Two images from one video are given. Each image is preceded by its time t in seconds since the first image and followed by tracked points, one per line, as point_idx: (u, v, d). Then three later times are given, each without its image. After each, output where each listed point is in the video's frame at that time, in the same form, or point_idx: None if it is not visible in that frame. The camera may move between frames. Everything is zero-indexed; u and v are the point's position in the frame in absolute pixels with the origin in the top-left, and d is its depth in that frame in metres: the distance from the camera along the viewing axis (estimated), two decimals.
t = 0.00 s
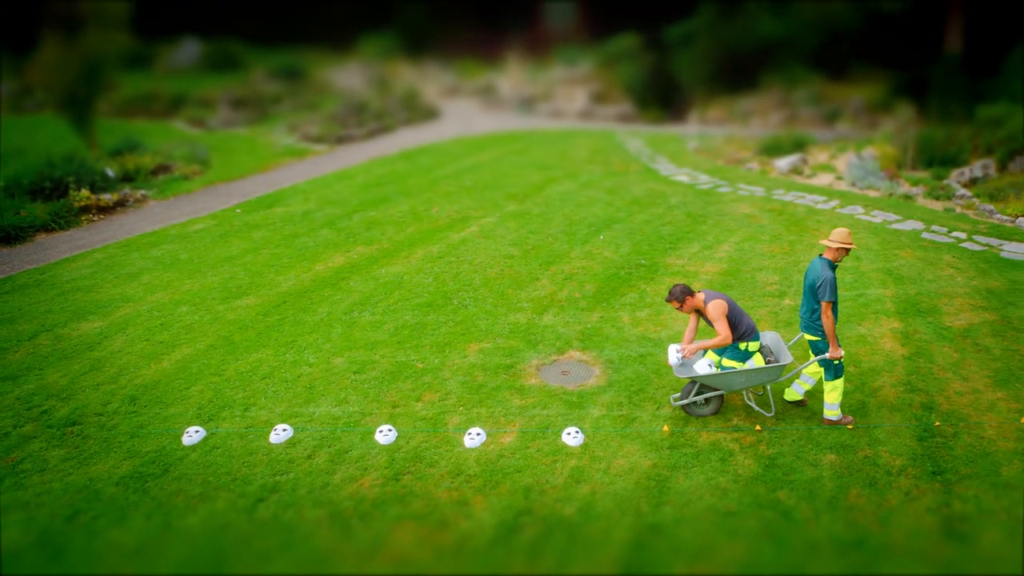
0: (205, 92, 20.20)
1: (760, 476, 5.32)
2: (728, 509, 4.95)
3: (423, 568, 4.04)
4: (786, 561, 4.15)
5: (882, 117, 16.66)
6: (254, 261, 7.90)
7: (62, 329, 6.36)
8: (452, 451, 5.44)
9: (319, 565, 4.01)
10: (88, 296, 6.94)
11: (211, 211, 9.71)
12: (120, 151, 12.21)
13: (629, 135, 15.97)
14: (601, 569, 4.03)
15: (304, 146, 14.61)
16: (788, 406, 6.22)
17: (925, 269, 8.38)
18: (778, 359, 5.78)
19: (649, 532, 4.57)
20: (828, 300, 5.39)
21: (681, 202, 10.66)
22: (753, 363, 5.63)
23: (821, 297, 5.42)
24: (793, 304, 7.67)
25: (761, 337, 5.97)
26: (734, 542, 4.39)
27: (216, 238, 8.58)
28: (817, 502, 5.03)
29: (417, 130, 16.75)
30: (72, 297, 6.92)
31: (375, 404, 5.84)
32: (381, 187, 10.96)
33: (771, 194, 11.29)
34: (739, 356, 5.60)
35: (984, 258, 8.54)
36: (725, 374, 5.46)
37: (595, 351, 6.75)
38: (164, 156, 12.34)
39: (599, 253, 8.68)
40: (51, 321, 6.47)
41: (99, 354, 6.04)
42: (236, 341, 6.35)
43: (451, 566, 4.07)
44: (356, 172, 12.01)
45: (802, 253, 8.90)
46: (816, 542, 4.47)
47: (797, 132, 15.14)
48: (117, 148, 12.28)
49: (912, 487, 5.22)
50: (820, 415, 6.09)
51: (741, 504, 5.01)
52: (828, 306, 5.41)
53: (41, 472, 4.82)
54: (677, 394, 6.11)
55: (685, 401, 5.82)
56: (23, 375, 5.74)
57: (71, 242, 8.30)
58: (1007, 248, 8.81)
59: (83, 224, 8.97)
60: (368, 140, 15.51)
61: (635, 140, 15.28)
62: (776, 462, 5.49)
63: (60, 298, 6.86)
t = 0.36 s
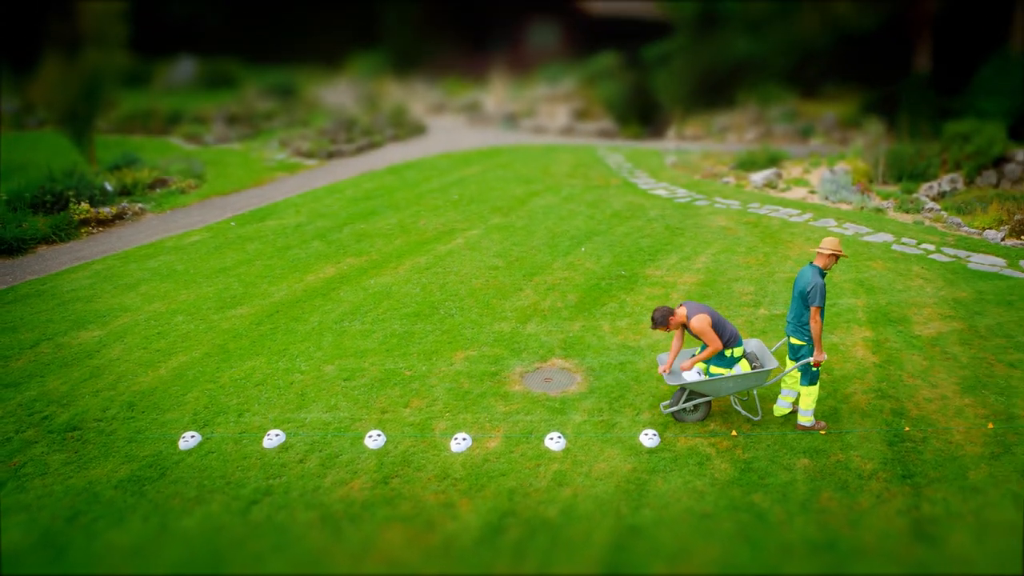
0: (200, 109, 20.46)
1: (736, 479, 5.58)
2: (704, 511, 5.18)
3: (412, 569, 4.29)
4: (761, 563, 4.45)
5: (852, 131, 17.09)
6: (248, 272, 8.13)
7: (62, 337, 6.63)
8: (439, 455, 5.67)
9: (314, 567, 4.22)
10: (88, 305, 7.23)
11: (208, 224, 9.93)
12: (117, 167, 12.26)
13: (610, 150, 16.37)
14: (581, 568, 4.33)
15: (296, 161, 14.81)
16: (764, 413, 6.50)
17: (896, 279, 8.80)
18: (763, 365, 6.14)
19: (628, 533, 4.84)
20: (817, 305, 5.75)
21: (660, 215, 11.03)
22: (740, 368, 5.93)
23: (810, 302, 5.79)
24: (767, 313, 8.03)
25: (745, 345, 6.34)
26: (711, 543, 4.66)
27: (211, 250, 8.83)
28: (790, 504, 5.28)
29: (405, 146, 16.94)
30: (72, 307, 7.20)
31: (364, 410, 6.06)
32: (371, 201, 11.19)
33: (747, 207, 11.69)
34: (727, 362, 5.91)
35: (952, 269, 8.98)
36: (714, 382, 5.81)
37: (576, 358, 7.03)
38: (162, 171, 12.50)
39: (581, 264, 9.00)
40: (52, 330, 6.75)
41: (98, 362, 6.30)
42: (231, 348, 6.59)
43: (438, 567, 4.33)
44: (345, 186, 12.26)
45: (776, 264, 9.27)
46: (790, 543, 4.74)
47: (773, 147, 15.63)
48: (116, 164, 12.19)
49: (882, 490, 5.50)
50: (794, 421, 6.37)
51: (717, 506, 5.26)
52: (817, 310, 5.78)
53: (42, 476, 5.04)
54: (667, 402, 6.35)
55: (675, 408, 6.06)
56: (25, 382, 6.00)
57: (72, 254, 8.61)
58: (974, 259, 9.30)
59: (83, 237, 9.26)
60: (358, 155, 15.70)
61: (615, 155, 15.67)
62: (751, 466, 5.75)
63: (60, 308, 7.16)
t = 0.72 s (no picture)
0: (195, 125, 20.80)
1: (713, 483, 5.76)
2: (683, 514, 5.35)
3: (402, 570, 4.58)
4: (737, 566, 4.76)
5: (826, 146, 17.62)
6: (242, 282, 8.38)
7: (62, 345, 6.83)
8: (427, 459, 5.88)
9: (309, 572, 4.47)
10: (88, 315, 7.43)
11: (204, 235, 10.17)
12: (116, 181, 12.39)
13: (591, 164, 16.77)
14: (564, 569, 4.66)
15: (288, 176, 15.03)
16: (740, 419, 6.70)
17: (868, 290, 9.21)
18: (769, 371, 6.31)
19: (608, 535, 5.06)
20: (828, 312, 5.96)
21: (640, 227, 11.39)
22: (747, 373, 6.11)
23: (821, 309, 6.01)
24: (743, 323, 8.36)
25: (752, 351, 6.52)
26: (690, 548, 4.94)
27: (207, 261, 9.06)
28: (766, 508, 5.46)
29: (393, 160, 17.16)
30: (72, 316, 7.40)
31: (355, 416, 6.28)
32: (361, 214, 11.41)
33: (724, 220, 12.09)
34: (734, 368, 6.09)
35: (921, 280, 9.41)
36: (720, 384, 6.04)
37: (559, 366, 7.30)
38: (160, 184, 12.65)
39: (563, 275, 9.32)
40: (53, 338, 6.96)
41: (97, 369, 6.51)
42: (225, 356, 6.82)
43: (428, 567, 4.62)
44: (335, 199, 12.50)
45: (751, 275, 9.64)
46: (765, 545, 5.00)
47: (748, 162, 16.11)
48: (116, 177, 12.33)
49: (854, 493, 5.69)
50: (771, 427, 6.58)
51: (695, 509, 5.42)
52: (826, 317, 6.00)
53: (43, 480, 5.21)
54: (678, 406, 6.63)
55: (683, 411, 6.35)
56: (26, 389, 6.18)
57: (73, 265, 8.82)
58: (943, 270, 9.77)
59: (83, 248, 9.47)
60: (348, 170, 15.88)
61: (596, 169, 16.07)
62: (728, 470, 5.94)
63: (61, 317, 7.35)
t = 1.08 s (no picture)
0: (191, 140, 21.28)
1: (692, 486, 5.92)
2: (663, 516, 5.51)
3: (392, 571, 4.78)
4: (715, 566, 4.93)
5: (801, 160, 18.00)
6: (238, 292, 8.73)
7: (62, 353, 7.17)
8: (415, 463, 6.08)
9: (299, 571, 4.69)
10: (87, 323, 7.80)
11: (198, 247, 10.55)
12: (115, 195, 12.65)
13: (572, 178, 17.17)
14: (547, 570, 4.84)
15: (281, 189, 15.31)
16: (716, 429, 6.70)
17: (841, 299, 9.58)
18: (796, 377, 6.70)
19: (589, 536, 5.26)
20: (849, 321, 6.18)
21: (622, 239, 11.76)
22: (775, 380, 6.49)
23: (842, 318, 6.22)
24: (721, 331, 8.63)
25: (777, 359, 6.92)
26: (669, 548, 5.13)
27: (202, 271, 9.45)
28: (743, 510, 5.62)
29: (383, 175, 17.41)
30: (72, 325, 7.77)
31: (345, 421, 6.51)
32: (351, 226, 11.67)
33: (703, 232, 12.50)
34: (763, 375, 6.48)
35: (893, 290, 9.86)
36: (753, 393, 6.31)
37: (543, 373, 7.57)
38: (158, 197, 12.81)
39: (547, 285, 9.64)
40: (54, 346, 7.31)
41: (97, 376, 6.81)
42: (221, 364, 7.12)
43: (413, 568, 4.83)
44: (326, 211, 12.76)
45: (729, 285, 10.02)
46: (742, 548, 5.16)
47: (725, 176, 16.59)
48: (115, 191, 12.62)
49: (828, 496, 5.83)
50: (748, 433, 6.73)
51: (675, 511, 5.58)
52: (848, 326, 6.21)
53: (44, 482, 5.43)
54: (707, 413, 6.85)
55: (713, 418, 6.59)
56: (29, 396, 6.49)
57: (73, 276, 9.25)
58: (914, 280, 10.20)
59: (82, 260, 9.91)
60: (339, 183, 16.10)
61: (579, 183, 16.45)
62: (706, 473, 6.11)
63: (61, 326, 7.73)
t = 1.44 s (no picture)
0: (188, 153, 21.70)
1: (672, 489, 6.14)
2: (644, 518, 5.71)
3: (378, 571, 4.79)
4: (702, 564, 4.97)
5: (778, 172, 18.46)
6: (233, 300, 9.13)
7: (62, 360, 7.53)
8: (404, 467, 6.30)
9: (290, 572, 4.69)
10: (87, 331, 8.20)
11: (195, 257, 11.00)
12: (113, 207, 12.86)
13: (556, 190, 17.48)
14: (532, 569, 4.86)
15: (274, 201, 15.56)
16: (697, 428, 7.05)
17: (817, 307, 9.92)
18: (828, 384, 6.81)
19: (574, 538, 5.35)
20: (885, 332, 6.32)
21: (605, 249, 12.11)
22: (808, 386, 6.63)
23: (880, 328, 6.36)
24: (702, 338, 8.90)
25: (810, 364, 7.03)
26: (653, 548, 5.16)
27: (198, 280, 9.87)
28: (722, 511, 5.83)
29: (372, 187, 17.63)
30: (73, 332, 8.18)
31: (337, 425, 6.74)
32: (343, 236, 12.03)
33: (683, 242, 12.89)
34: (795, 380, 6.60)
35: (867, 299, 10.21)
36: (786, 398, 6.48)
37: (528, 379, 7.83)
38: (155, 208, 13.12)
39: (533, 293, 9.95)
40: (55, 353, 7.69)
41: (96, 382, 7.12)
42: (217, 370, 7.42)
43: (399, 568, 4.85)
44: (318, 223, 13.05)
45: (709, 294, 10.37)
46: (726, 548, 5.23)
47: (704, 188, 17.00)
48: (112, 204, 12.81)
49: (805, 499, 6.03)
50: (727, 437, 6.92)
51: (656, 513, 5.79)
52: (884, 336, 6.35)
53: (46, 485, 5.68)
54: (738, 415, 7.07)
55: (746, 420, 6.79)
56: (30, 401, 6.79)
57: (74, 285, 9.78)
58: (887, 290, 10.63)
59: (83, 268, 10.48)
60: (331, 196, 16.39)
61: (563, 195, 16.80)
62: (686, 476, 6.32)
63: (62, 333, 8.13)
